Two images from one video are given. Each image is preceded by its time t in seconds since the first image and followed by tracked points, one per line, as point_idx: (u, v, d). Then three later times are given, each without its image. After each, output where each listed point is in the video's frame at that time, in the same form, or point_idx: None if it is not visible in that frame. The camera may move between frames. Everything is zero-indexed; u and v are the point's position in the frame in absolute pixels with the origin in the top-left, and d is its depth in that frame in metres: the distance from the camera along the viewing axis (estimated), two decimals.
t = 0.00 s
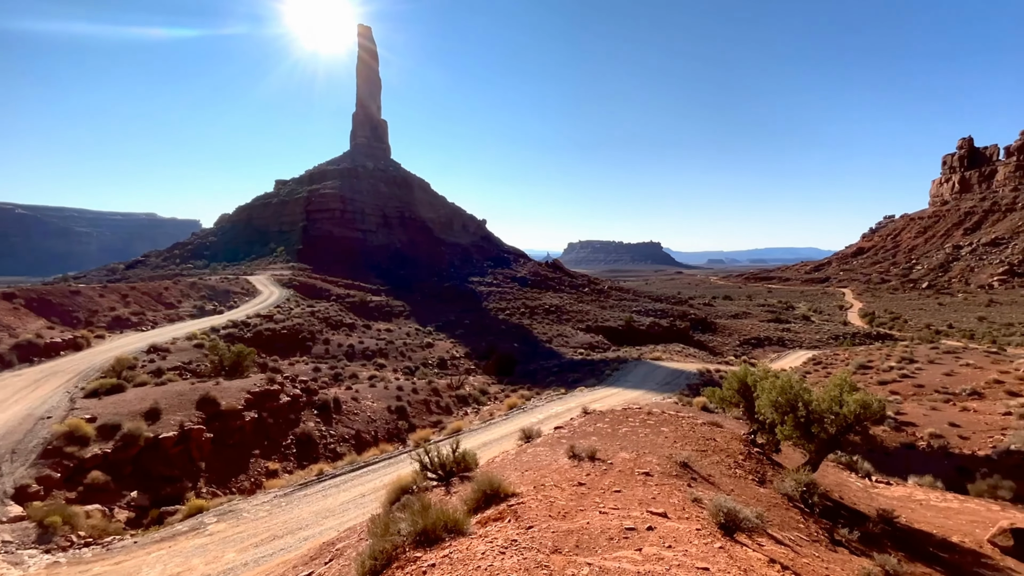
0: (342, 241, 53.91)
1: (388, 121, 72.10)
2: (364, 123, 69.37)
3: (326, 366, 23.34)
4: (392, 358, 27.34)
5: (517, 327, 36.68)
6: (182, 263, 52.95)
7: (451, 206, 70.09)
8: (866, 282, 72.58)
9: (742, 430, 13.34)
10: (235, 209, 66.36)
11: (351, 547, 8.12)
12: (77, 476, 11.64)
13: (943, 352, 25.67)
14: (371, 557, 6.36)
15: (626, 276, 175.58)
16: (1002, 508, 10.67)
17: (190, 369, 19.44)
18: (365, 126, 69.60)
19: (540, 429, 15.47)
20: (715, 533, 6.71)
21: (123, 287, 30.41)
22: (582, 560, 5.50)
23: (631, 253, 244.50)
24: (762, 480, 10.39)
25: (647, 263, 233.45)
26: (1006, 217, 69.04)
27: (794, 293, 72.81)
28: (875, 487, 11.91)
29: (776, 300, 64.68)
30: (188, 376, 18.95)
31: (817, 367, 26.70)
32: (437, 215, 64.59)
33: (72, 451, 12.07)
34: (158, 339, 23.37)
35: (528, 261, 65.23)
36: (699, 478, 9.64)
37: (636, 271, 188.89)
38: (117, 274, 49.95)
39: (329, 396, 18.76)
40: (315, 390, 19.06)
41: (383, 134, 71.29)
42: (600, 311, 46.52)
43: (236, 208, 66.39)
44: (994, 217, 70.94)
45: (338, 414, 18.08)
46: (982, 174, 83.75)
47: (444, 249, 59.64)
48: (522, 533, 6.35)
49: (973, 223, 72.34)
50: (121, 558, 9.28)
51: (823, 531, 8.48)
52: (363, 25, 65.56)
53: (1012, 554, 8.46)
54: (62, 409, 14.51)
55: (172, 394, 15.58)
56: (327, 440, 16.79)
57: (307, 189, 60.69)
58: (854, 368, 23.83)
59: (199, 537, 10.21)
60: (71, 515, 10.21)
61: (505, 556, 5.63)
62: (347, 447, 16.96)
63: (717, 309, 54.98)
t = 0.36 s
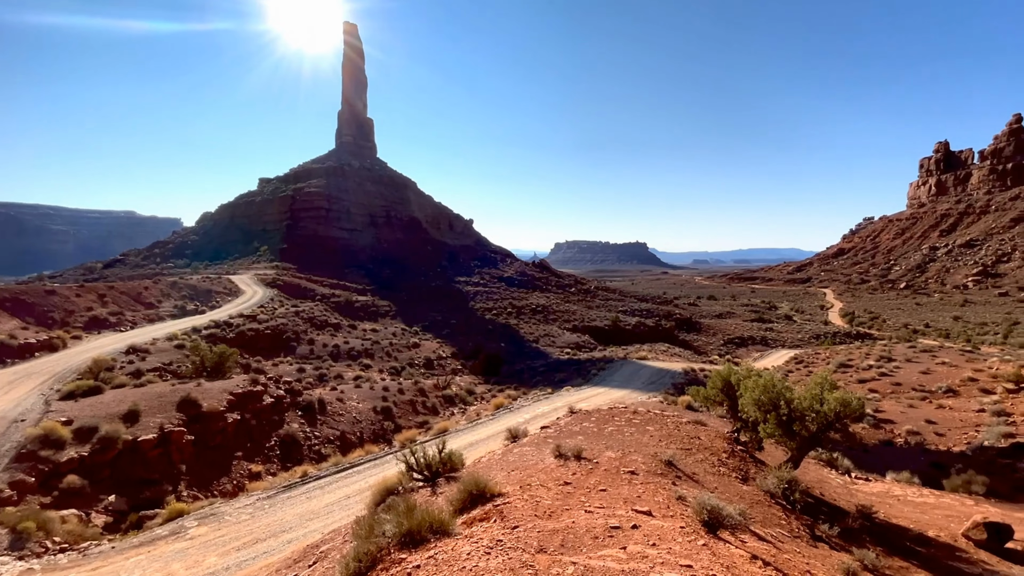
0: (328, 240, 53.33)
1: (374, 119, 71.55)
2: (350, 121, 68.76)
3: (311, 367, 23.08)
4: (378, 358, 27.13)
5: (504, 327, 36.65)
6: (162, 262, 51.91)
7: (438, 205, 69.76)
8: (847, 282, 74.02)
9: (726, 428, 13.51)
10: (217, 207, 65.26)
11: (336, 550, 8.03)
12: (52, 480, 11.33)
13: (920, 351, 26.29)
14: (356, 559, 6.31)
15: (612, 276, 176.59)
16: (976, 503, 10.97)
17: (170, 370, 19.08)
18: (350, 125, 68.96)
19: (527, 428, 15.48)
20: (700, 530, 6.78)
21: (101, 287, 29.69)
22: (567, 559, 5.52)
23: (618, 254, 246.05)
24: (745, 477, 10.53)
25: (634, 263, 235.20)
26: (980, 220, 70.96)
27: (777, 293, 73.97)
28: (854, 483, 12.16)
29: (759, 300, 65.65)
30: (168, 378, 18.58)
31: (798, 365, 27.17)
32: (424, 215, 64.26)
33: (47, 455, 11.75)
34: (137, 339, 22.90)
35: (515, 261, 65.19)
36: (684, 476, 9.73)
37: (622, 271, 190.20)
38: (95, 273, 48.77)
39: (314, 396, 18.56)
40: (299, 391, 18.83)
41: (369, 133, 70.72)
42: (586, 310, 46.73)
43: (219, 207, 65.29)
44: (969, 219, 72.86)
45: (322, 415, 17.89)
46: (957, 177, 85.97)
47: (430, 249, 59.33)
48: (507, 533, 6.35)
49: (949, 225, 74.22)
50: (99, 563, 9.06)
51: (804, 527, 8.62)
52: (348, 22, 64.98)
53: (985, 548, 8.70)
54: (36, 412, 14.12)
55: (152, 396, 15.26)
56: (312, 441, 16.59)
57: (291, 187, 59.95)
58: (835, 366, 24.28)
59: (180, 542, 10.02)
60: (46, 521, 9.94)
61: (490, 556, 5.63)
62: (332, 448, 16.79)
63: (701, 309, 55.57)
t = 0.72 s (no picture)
0: (312, 239, 52.71)
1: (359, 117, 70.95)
2: (335, 119, 68.09)
3: (294, 368, 22.78)
4: (363, 359, 26.88)
5: (490, 327, 36.59)
6: (141, 262, 50.80)
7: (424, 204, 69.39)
8: (827, 283, 75.46)
9: (709, 427, 13.66)
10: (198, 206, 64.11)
11: (319, 553, 7.94)
12: (25, 485, 11.02)
13: (897, 350, 26.91)
14: (339, 562, 6.26)
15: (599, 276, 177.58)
16: (950, 498, 11.25)
17: (149, 372, 18.69)
18: (336, 123, 68.29)
19: (512, 429, 15.49)
20: (682, 528, 6.85)
21: (76, 287, 28.96)
22: (551, 558, 5.55)
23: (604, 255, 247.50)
24: (728, 475, 10.67)
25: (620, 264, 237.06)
26: (954, 222, 72.91)
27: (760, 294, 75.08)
28: (833, 480, 12.39)
29: (742, 300, 66.63)
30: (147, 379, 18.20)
31: (780, 364, 27.64)
32: (410, 214, 63.91)
33: (19, 459, 11.42)
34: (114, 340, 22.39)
35: (501, 261, 65.11)
36: (668, 475, 9.82)
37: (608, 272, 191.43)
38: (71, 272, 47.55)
39: (298, 397, 18.34)
40: (282, 392, 18.58)
41: (354, 131, 70.11)
42: (572, 311, 46.90)
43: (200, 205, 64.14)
44: (944, 221, 74.82)
45: (306, 416, 17.67)
46: (933, 181, 88.17)
47: (416, 249, 58.97)
48: (492, 533, 6.34)
49: (925, 227, 76.10)
50: (74, 570, 8.82)
51: (785, 524, 8.76)
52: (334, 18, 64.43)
53: (959, 541, 8.93)
54: (8, 414, 13.72)
55: (130, 398, 14.93)
56: (295, 443, 16.37)
57: (275, 186, 59.14)
58: (815, 366, 24.74)
59: (158, 546, 9.81)
60: (18, 526, 9.65)
61: (474, 556, 5.63)
62: (316, 450, 16.58)
63: (686, 309, 56.17)
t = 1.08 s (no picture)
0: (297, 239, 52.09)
1: (345, 116, 70.28)
2: (320, 117, 67.38)
3: (278, 368, 22.50)
4: (348, 359, 26.63)
5: (477, 327, 36.52)
6: (120, 261, 49.74)
7: (411, 204, 68.98)
8: (808, 283, 76.80)
9: (694, 426, 13.79)
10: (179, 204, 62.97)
11: (303, 555, 7.85)
12: None
13: (875, 349, 27.49)
14: (321, 564, 6.19)
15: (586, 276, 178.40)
16: (926, 493, 11.52)
17: (128, 373, 18.29)
18: (321, 121, 67.56)
19: (499, 428, 15.49)
20: (667, 526, 6.91)
21: (52, 286, 28.22)
22: (535, 558, 5.55)
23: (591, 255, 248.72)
24: (712, 474, 10.79)
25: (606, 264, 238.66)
26: (931, 224, 74.70)
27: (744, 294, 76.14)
28: (814, 476, 12.62)
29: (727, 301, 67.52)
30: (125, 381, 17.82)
31: (763, 364, 28.10)
32: (397, 213, 63.47)
33: None
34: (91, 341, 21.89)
35: (488, 261, 65.03)
36: (653, 473, 9.90)
37: (595, 271, 192.82)
38: (46, 272, 46.33)
39: (281, 399, 18.10)
40: (265, 393, 18.33)
41: (340, 130, 69.44)
42: (559, 311, 47.05)
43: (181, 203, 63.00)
44: (921, 223, 76.66)
45: (290, 418, 17.44)
46: (910, 184, 90.23)
47: (402, 248, 58.57)
48: (477, 534, 6.33)
49: (903, 229, 77.89)
50: None
51: (766, 521, 8.89)
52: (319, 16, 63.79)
53: (935, 535, 9.14)
54: None
55: (108, 400, 14.60)
56: (279, 445, 16.16)
57: (259, 184, 58.36)
58: (797, 365, 25.17)
59: (137, 551, 9.61)
60: None
61: (459, 557, 5.61)
62: (300, 451, 16.37)
63: (671, 309, 56.72)
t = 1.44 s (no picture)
0: (277, 238, 51.26)
1: (327, 114, 69.35)
2: (302, 115, 66.37)
3: (258, 370, 22.09)
4: (330, 361, 26.28)
5: (460, 328, 36.39)
6: (93, 260, 48.35)
7: (394, 203, 68.38)
8: (787, 283, 78.33)
9: (676, 425, 13.95)
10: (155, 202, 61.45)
11: (283, 559, 7.73)
12: None
13: (851, 348, 28.16)
14: (302, 567, 6.09)
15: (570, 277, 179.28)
16: (900, 489, 11.84)
17: (102, 375, 17.78)
18: (302, 119, 66.51)
19: (483, 429, 15.44)
20: (649, 525, 6.98)
21: (21, 287, 27.29)
22: (519, 558, 5.55)
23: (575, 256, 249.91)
24: (694, 472, 10.93)
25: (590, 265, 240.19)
26: (904, 226, 76.79)
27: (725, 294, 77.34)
28: (793, 473, 12.87)
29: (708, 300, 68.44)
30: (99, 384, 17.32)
31: (743, 362, 28.59)
32: (380, 213, 62.85)
33: None
34: (63, 342, 21.23)
35: (472, 261, 64.82)
36: (636, 472, 9.98)
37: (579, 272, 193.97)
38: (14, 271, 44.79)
39: (261, 401, 17.75)
40: (245, 395, 17.98)
41: (322, 128, 68.50)
42: (543, 311, 47.16)
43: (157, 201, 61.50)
44: (895, 226, 78.79)
45: (270, 420, 17.13)
46: (885, 187, 92.66)
47: (385, 248, 58.05)
48: (461, 535, 6.30)
49: (877, 231, 79.93)
50: None
51: (747, 517, 9.03)
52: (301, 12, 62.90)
53: (907, 529, 9.40)
54: None
55: (79, 403, 14.16)
56: (258, 447, 15.85)
57: (238, 182, 57.29)
58: (776, 364, 25.64)
59: (110, 559, 9.34)
60: None
61: (442, 559, 5.57)
62: (281, 454, 16.08)
63: (654, 309, 57.27)
